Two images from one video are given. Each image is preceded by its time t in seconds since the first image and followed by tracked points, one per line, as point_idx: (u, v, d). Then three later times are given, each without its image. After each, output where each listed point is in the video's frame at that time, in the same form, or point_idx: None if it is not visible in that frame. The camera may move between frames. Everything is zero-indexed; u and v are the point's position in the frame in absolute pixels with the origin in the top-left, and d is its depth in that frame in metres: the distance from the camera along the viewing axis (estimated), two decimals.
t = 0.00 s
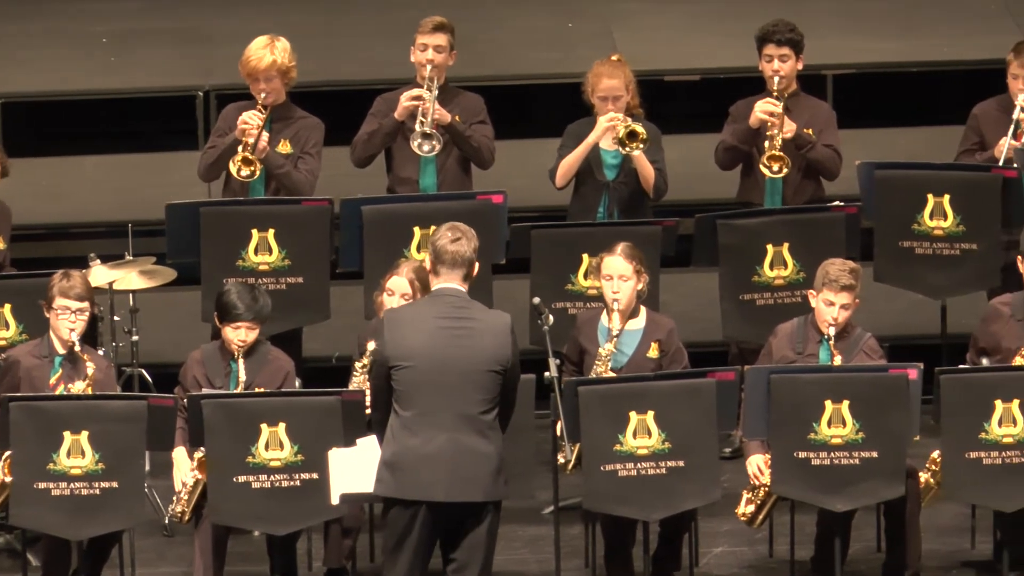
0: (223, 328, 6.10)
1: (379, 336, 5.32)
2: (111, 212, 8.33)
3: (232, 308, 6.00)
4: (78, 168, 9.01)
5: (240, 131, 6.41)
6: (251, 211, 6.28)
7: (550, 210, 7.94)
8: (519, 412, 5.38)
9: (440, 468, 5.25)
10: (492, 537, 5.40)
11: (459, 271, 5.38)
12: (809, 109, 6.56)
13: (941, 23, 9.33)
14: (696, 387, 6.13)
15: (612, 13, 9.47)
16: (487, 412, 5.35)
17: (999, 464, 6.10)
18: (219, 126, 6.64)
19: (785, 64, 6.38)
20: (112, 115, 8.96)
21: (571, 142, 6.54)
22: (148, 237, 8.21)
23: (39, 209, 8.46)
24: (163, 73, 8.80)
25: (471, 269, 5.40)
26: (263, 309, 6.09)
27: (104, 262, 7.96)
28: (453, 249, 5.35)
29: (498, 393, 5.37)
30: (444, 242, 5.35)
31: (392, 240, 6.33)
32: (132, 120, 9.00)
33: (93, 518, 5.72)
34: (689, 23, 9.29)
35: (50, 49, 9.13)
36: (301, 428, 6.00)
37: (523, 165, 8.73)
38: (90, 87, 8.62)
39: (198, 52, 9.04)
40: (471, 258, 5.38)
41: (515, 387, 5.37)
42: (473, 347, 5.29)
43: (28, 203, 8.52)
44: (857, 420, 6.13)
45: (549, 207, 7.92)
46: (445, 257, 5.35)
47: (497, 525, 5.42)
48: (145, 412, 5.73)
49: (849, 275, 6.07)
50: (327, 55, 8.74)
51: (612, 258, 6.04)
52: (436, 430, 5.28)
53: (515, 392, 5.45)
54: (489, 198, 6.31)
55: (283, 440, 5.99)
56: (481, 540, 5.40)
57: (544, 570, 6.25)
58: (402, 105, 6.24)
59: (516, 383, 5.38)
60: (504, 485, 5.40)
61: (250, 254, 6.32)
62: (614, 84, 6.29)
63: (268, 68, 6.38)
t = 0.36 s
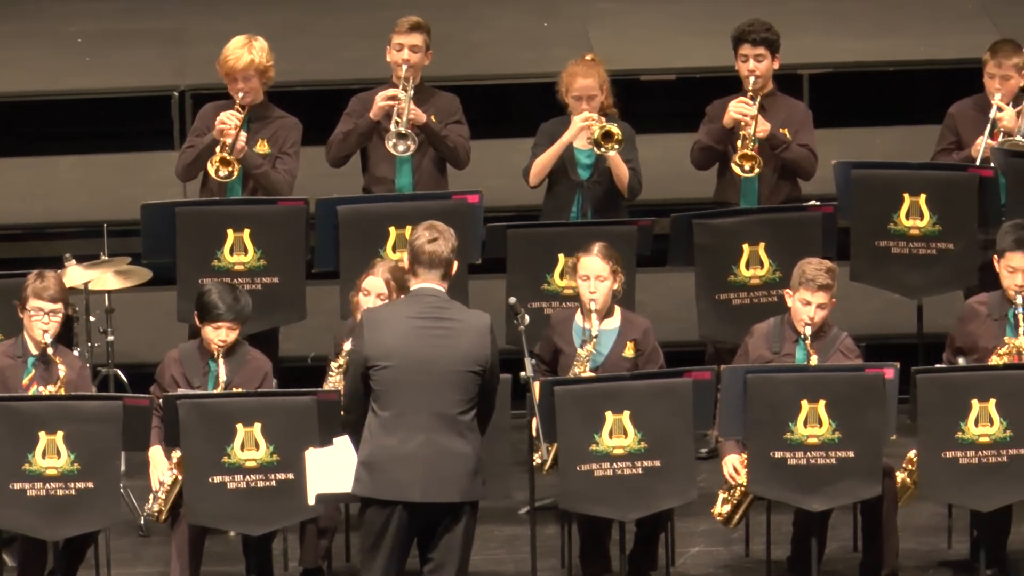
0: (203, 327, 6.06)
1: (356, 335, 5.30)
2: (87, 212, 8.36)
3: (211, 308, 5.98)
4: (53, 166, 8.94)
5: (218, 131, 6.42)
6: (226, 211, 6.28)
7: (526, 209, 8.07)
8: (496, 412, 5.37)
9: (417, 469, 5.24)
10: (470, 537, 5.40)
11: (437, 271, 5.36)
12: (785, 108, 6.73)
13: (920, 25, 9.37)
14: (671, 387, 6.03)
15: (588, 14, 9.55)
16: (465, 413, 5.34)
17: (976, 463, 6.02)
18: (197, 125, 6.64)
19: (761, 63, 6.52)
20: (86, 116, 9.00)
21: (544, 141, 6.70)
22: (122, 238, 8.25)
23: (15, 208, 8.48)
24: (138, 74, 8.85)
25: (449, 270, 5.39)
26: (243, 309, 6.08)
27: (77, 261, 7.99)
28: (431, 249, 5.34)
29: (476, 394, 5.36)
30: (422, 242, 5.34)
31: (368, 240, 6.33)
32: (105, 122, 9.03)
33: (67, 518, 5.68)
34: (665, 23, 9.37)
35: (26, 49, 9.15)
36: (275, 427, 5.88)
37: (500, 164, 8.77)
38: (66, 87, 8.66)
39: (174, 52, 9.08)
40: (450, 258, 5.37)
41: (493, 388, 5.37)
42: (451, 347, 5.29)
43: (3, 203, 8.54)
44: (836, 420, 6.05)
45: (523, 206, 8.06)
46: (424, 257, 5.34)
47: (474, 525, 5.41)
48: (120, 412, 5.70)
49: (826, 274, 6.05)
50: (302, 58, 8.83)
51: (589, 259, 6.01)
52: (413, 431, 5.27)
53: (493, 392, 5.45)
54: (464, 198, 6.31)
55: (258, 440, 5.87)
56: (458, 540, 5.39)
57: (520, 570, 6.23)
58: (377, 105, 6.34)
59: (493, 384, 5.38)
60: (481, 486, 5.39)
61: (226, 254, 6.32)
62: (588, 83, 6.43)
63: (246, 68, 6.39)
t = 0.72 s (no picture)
0: (179, 328, 6.05)
1: (332, 336, 5.29)
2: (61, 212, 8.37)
3: (188, 309, 5.96)
4: (25, 166, 8.89)
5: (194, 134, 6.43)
6: (202, 212, 6.28)
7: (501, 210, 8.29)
8: (471, 415, 5.38)
9: (391, 472, 5.24)
10: (445, 539, 5.42)
11: (415, 272, 5.36)
12: (759, 108, 6.78)
13: (898, 26, 9.39)
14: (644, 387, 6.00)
15: (562, 13, 9.59)
16: (441, 416, 5.34)
17: (950, 464, 6.02)
18: (174, 127, 6.65)
19: (737, 64, 6.56)
20: (60, 115, 9.00)
21: (515, 142, 6.75)
22: (97, 239, 8.32)
23: None
24: (112, 75, 8.87)
25: (427, 271, 5.39)
26: (221, 310, 6.05)
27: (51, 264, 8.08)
28: (409, 250, 5.34)
29: (451, 397, 5.36)
30: (399, 243, 5.34)
31: (343, 241, 6.34)
32: (79, 121, 9.02)
33: (41, 519, 5.66)
34: (640, 24, 9.42)
35: None
36: (252, 427, 5.85)
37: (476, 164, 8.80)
38: (39, 87, 8.71)
39: (148, 53, 9.11)
40: (428, 260, 5.37)
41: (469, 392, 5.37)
42: (428, 351, 5.28)
43: None
44: (810, 421, 6.04)
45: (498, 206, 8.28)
46: (401, 259, 5.34)
47: (450, 528, 5.43)
48: (96, 413, 5.68)
49: (801, 275, 6.07)
50: (277, 61, 8.92)
51: (562, 259, 6.03)
52: (388, 434, 5.27)
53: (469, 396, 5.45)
54: (439, 199, 6.33)
55: (234, 441, 5.85)
56: (432, 542, 5.41)
57: (495, 570, 6.25)
58: (352, 106, 6.38)
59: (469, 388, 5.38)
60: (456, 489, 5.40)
61: (202, 255, 6.32)
62: (560, 85, 6.46)
63: (223, 70, 6.39)
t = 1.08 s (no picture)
0: (144, 329, 6.07)
1: (301, 337, 5.27)
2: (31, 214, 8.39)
3: (153, 309, 5.97)
4: None
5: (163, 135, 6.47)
6: (170, 213, 6.30)
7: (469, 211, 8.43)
8: (440, 416, 5.37)
9: (360, 473, 5.24)
10: (413, 540, 5.42)
11: (385, 273, 5.34)
12: (729, 108, 6.82)
13: (868, 25, 9.40)
14: (614, 387, 5.95)
15: (533, 12, 9.61)
16: (409, 418, 5.34)
17: (920, 464, 6.00)
18: (143, 128, 6.71)
19: (707, 65, 6.60)
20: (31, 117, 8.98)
21: (482, 143, 6.95)
22: (68, 240, 8.43)
23: None
24: (82, 76, 8.87)
25: (397, 272, 5.37)
26: (184, 311, 6.06)
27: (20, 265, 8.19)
28: (377, 251, 5.32)
29: (421, 399, 5.36)
30: (367, 244, 5.32)
31: (314, 241, 6.34)
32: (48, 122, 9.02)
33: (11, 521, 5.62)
34: (611, 23, 9.44)
35: None
36: (221, 429, 5.81)
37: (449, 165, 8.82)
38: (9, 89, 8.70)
39: (118, 54, 9.10)
40: (397, 261, 5.35)
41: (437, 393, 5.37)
42: (397, 353, 5.27)
43: None
44: (778, 420, 6.01)
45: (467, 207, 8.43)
46: (369, 260, 5.31)
47: (418, 529, 5.44)
48: (65, 414, 5.66)
49: (772, 275, 6.05)
50: (246, 62, 8.95)
51: (533, 261, 6.02)
52: (357, 436, 5.27)
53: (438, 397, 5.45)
54: (409, 199, 6.31)
55: (204, 442, 5.81)
56: (401, 543, 5.41)
57: (464, 571, 6.25)
58: (322, 107, 6.41)
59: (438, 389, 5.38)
60: (424, 490, 5.40)
61: (171, 256, 6.34)
62: (527, 85, 6.74)
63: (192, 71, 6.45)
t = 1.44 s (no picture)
0: (121, 330, 6.04)
1: (272, 337, 5.23)
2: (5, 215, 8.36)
3: (130, 311, 5.96)
4: None
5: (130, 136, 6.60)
6: (143, 214, 6.35)
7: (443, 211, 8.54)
8: (412, 417, 5.34)
9: (331, 474, 5.21)
10: (385, 541, 5.39)
11: (359, 274, 5.30)
12: (702, 108, 6.93)
13: (841, 25, 9.42)
14: (588, 388, 5.85)
15: (507, 12, 9.61)
16: (380, 419, 5.30)
17: (893, 464, 5.95)
18: (110, 129, 6.83)
19: (680, 65, 6.70)
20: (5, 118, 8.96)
21: (458, 144, 7.03)
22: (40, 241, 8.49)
23: None
24: (56, 77, 8.84)
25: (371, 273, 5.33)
26: (161, 312, 6.05)
27: None
28: (351, 252, 5.28)
29: (392, 400, 5.32)
30: (341, 245, 5.28)
31: (287, 243, 6.37)
32: (22, 124, 9.00)
33: None
34: (585, 23, 9.45)
35: None
36: (195, 429, 5.75)
37: (425, 165, 8.83)
38: None
39: (91, 55, 9.08)
40: (371, 262, 5.31)
41: (409, 394, 5.33)
42: (368, 354, 5.23)
43: None
44: (752, 421, 5.92)
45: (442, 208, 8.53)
46: (343, 260, 5.27)
47: (390, 530, 5.41)
48: (39, 415, 5.63)
49: (744, 275, 6.05)
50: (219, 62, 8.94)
51: (505, 261, 6.01)
52: (327, 436, 5.24)
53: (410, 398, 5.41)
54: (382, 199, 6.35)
55: (177, 442, 5.75)
56: (372, 544, 5.38)
57: (438, 571, 6.26)
58: (295, 107, 6.54)
59: (410, 391, 5.34)
60: (396, 491, 5.38)
61: (145, 257, 6.38)
62: (501, 85, 6.76)
63: (157, 72, 6.55)
